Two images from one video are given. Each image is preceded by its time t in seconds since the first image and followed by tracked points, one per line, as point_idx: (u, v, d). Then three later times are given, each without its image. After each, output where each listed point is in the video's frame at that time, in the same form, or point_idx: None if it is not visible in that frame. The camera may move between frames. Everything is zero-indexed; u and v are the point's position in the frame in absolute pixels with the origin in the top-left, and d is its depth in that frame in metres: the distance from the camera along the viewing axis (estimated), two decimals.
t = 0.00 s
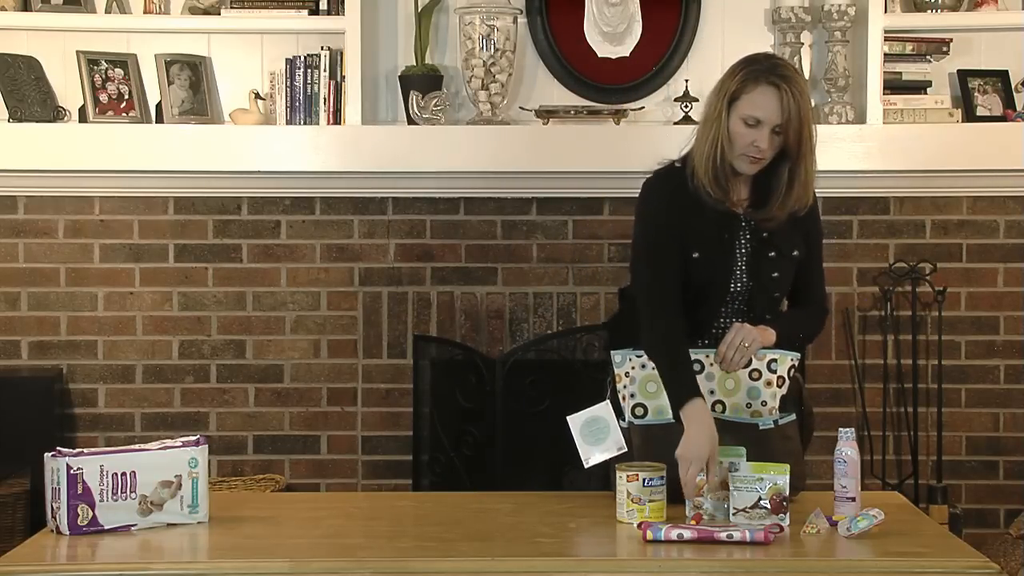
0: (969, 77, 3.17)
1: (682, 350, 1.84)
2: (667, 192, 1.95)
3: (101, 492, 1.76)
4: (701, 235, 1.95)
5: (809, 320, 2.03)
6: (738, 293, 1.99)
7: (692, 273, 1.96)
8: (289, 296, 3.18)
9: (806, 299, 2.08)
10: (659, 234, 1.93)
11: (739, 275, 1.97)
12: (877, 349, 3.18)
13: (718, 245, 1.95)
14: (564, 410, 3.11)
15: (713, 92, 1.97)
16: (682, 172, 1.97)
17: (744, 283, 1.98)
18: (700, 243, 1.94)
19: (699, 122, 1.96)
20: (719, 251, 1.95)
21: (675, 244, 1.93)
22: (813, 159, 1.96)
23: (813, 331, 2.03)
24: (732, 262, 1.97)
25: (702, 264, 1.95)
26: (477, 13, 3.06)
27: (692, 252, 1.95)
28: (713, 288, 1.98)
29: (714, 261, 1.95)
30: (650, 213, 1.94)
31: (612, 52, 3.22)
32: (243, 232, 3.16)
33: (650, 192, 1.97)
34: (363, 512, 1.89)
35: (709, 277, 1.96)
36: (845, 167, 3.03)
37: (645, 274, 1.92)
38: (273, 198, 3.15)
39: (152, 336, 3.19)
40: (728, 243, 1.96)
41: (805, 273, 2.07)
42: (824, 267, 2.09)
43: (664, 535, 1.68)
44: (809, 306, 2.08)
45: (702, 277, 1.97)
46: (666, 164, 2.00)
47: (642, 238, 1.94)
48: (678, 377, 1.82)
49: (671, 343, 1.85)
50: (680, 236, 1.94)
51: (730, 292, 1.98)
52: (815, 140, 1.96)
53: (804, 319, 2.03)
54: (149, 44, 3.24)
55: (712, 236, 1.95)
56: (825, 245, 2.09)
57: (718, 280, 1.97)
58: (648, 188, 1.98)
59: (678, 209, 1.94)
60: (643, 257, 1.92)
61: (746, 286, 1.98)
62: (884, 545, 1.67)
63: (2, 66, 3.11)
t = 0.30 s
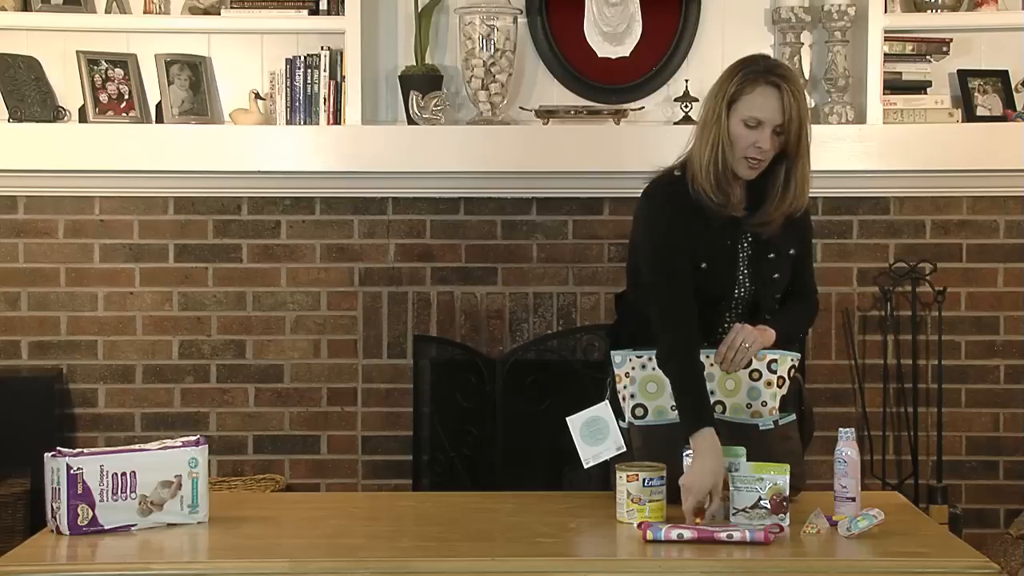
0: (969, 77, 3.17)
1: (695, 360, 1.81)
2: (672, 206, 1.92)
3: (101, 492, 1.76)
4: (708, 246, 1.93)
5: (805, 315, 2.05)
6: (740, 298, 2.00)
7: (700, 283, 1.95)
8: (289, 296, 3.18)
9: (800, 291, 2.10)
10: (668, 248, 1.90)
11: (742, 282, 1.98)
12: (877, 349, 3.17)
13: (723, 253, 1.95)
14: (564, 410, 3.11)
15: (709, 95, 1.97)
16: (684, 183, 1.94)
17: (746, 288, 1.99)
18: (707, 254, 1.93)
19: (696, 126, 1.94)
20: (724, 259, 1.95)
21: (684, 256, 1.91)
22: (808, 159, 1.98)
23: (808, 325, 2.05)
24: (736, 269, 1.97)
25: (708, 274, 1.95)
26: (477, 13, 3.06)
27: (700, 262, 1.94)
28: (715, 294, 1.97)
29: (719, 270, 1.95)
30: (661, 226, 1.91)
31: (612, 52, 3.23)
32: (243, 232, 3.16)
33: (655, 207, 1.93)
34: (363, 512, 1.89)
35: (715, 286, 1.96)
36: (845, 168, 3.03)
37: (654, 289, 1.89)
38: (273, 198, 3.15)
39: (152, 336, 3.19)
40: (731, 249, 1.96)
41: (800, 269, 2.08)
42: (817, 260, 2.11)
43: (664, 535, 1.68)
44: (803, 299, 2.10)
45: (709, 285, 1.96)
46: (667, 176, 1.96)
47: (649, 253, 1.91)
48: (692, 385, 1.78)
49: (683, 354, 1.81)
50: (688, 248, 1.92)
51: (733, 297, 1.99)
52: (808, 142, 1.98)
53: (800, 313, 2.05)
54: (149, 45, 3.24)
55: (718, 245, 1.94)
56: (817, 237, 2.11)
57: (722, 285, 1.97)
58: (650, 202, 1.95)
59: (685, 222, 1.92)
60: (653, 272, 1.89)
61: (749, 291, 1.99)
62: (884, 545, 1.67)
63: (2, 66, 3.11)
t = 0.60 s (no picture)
0: (969, 77, 3.18)
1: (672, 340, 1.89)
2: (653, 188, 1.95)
3: (101, 492, 1.76)
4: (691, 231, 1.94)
5: (806, 320, 2.04)
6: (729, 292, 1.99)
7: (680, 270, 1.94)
8: (289, 296, 3.18)
9: (801, 297, 2.09)
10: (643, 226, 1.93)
11: (731, 273, 1.98)
12: (877, 349, 3.17)
13: (708, 241, 1.96)
14: (564, 410, 3.11)
15: (704, 96, 2.01)
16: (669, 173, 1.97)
17: (736, 280, 1.99)
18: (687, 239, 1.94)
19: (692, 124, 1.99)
20: (709, 246, 1.96)
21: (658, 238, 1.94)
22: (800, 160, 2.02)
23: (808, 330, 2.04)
24: (725, 259, 1.97)
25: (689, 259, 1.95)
26: (477, 13, 3.06)
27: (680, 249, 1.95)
28: (703, 284, 1.96)
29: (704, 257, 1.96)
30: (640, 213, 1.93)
31: (612, 52, 3.23)
32: (243, 232, 3.16)
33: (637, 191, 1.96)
34: (363, 512, 1.89)
35: (701, 275, 1.95)
36: (845, 167, 3.03)
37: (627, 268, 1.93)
38: (273, 198, 3.15)
39: (152, 336, 3.19)
40: (720, 239, 1.96)
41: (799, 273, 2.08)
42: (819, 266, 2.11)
43: (664, 535, 1.68)
44: (803, 304, 2.09)
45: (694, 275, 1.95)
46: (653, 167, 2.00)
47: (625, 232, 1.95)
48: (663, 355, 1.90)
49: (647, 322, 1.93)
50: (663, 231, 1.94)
51: (724, 290, 1.98)
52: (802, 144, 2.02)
53: (802, 318, 2.03)
54: (149, 45, 3.24)
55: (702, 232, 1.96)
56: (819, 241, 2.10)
57: (710, 275, 1.96)
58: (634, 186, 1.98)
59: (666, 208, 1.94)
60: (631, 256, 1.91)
61: (740, 285, 1.99)
62: (884, 546, 1.67)
63: (2, 66, 3.11)
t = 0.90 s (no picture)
0: (969, 77, 3.18)
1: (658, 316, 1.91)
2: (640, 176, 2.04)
3: (101, 492, 1.76)
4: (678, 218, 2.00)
5: (809, 321, 2.01)
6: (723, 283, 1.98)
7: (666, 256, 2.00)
8: (289, 296, 3.18)
9: (808, 299, 2.06)
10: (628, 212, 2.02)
11: (725, 264, 1.97)
12: (877, 349, 3.18)
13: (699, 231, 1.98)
14: (564, 410, 3.12)
15: (704, 96, 2.01)
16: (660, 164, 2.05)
17: (730, 272, 1.98)
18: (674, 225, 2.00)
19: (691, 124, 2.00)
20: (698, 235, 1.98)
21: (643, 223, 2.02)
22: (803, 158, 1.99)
23: (811, 331, 2.00)
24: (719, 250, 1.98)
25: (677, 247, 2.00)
26: (477, 13, 3.06)
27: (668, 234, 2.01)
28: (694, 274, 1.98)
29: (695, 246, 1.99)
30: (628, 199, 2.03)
31: (612, 52, 3.23)
32: (243, 232, 3.16)
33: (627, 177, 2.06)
34: (363, 512, 1.89)
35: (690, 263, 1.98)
36: (845, 167, 3.03)
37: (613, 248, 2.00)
38: (273, 198, 3.15)
39: (152, 336, 3.19)
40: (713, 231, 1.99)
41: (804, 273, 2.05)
42: (829, 268, 2.07)
43: (664, 535, 1.68)
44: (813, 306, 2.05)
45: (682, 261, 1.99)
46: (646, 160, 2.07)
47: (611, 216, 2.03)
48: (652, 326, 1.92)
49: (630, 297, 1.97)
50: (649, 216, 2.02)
51: (716, 281, 1.98)
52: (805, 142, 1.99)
53: (805, 319, 2.01)
54: (149, 44, 3.24)
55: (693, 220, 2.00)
56: (828, 244, 2.08)
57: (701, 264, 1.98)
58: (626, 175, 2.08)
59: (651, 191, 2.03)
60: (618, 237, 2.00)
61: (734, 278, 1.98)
62: (884, 546, 1.67)
63: (2, 66, 3.11)
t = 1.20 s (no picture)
0: (969, 77, 3.18)
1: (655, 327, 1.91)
2: (651, 178, 2.01)
3: (101, 492, 1.76)
4: (685, 218, 1.99)
5: (814, 322, 1.99)
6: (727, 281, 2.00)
7: (671, 255, 2.01)
8: (289, 296, 3.18)
9: (814, 300, 2.06)
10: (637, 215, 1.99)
11: (729, 263, 1.99)
12: (877, 349, 3.18)
13: (704, 231, 1.98)
14: (564, 410, 3.12)
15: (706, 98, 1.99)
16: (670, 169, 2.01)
17: (733, 271, 1.99)
18: (680, 226, 1.99)
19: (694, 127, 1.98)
20: (704, 235, 1.98)
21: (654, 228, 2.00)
22: (807, 160, 1.97)
23: (815, 332, 1.98)
24: (724, 250, 1.98)
25: (683, 247, 1.99)
26: (477, 13, 3.06)
27: (673, 236, 2.00)
28: (698, 273, 2.00)
29: (700, 247, 1.98)
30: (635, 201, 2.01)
31: (612, 52, 3.23)
32: (243, 232, 3.16)
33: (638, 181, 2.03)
34: (363, 512, 1.89)
35: (695, 264, 1.99)
36: (845, 167, 3.03)
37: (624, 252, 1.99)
38: (273, 198, 3.15)
39: (152, 336, 3.19)
40: (719, 231, 1.98)
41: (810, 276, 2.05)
42: (836, 270, 2.07)
43: (664, 535, 1.68)
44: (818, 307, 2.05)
45: (687, 261, 2.00)
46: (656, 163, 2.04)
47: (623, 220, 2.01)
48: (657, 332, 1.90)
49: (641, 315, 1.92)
50: (659, 218, 2.00)
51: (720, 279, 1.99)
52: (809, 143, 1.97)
53: (811, 320, 1.99)
54: (149, 44, 3.24)
55: (699, 222, 1.98)
56: (836, 245, 2.07)
57: (705, 263, 1.99)
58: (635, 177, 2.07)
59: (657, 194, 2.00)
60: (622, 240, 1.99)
61: (738, 277, 1.99)
62: (884, 545, 1.67)
63: (2, 66, 3.11)
